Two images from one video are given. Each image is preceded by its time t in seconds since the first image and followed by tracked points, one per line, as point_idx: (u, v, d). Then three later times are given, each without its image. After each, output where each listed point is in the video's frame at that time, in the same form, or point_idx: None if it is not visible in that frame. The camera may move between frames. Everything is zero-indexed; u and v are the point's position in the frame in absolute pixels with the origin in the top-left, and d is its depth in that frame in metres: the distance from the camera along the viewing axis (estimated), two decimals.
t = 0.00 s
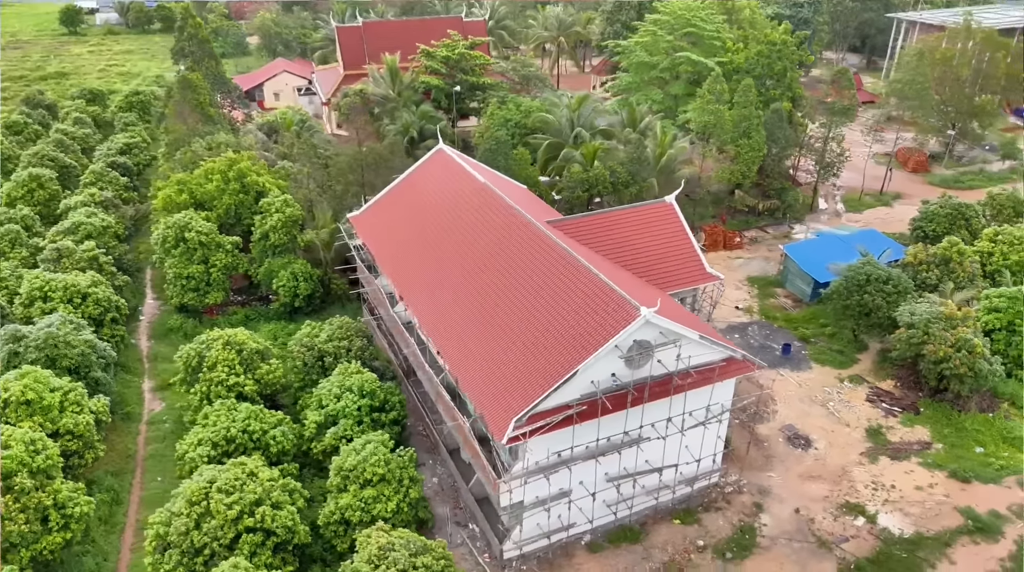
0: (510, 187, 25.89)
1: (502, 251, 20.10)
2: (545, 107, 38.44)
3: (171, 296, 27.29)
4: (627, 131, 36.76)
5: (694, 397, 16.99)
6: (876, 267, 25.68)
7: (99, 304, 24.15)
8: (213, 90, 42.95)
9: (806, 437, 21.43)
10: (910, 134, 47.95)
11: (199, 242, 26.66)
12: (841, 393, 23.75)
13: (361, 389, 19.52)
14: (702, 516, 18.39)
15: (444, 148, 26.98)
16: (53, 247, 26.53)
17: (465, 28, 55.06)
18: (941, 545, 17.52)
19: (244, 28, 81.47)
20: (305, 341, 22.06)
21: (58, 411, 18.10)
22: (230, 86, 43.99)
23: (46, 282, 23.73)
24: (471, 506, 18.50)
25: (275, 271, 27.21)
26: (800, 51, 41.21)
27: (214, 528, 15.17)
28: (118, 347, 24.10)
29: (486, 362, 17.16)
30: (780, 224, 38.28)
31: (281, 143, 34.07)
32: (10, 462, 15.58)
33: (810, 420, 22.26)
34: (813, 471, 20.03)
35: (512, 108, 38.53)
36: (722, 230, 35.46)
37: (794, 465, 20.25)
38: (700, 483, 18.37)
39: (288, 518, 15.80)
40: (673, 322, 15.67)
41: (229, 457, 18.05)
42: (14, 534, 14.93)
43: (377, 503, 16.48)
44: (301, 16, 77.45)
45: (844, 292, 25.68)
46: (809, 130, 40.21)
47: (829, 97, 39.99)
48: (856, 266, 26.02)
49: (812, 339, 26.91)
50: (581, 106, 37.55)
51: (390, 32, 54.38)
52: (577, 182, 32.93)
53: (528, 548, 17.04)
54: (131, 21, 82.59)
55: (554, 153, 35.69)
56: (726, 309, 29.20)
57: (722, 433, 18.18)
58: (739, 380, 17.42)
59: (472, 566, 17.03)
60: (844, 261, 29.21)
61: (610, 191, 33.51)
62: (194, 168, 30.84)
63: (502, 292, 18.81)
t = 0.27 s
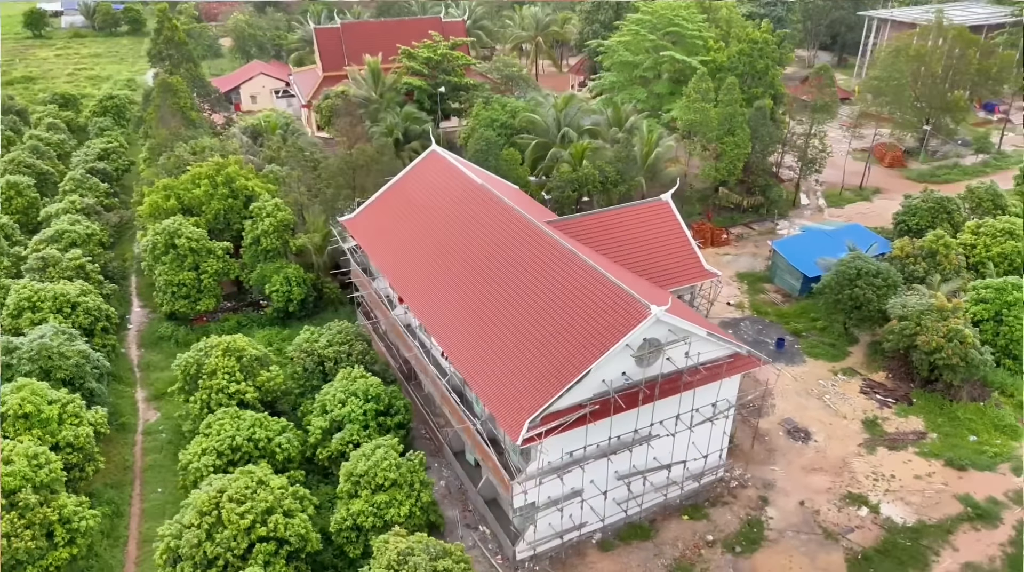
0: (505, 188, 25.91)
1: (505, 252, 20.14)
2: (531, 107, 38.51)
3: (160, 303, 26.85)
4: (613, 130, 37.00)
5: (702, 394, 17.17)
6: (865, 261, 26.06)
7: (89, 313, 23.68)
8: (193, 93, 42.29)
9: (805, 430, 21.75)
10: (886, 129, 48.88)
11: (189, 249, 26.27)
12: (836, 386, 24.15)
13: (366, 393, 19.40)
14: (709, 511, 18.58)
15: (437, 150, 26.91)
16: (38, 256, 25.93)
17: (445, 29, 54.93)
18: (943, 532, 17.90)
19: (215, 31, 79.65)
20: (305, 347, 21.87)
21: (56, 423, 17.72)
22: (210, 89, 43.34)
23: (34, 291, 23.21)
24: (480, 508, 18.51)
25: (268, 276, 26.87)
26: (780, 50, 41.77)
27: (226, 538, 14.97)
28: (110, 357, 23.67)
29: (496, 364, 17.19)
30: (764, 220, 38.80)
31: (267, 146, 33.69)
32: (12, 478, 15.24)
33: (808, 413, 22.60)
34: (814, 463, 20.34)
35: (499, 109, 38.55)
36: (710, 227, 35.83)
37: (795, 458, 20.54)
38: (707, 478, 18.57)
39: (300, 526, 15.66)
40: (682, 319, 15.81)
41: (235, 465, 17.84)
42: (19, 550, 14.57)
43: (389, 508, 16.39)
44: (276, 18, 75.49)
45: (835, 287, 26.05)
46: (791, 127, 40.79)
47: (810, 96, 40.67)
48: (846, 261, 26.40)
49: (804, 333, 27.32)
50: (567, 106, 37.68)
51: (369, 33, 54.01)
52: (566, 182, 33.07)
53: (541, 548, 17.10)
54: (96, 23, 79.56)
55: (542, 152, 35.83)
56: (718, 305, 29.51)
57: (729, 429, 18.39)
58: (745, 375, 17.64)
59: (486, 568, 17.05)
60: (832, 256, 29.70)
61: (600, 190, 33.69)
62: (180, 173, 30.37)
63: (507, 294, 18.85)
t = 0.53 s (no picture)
0: (501, 188, 25.89)
1: (506, 252, 20.16)
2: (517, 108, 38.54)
3: (150, 311, 26.44)
4: (600, 130, 37.18)
5: (709, 391, 17.33)
6: (856, 256, 26.42)
7: (80, 322, 23.23)
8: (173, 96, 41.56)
9: (804, 424, 22.05)
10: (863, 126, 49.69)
11: (180, 254, 25.89)
12: (830, 379, 24.53)
13: (370, 397, 19.29)
14: (716, 506, 18.77)
15: (430, 151, 26.79)
16: (24, 265, 25.36)
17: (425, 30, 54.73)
18: (944, 521, 18.28)
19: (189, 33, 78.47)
20: (305, 351, 21.69)
21: (56, 436, 17.36)
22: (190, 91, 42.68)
23: (23, 301, 22.70)
24: (489, 509, 18.52)
25: (260, 281, 26.54)
26: (762, 48, 42.28)
27: (238, 548, 14.80)
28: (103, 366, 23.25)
29: (503, 366, 17.23)
30: (749, 217, 39.28)
31: (253, 150, 33.29)
32: (17, 494, 14.91)
33: (806, 407, 22.91)
34: (815, 456, 20.64)
35: (485, 109, 38.49)
36: (697, 225, 36.17)
37: (795, 451, 20.84)
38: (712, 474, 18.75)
39: (312, 532, 15.54)
40: (690, 317, 15.93)
41: (241, 474, 17.66)
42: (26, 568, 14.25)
43: (401, 512, 16.30)
44: (250, 20, 73.54)
45: (828, 281, 26.41)
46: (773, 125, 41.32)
47: (792, 95, 41.24)
48: (837, 255, 26.78)
49: (795, 328, 27.71)
50: (553, 107, 37.73)
51: (349, 34, 53.54)
52: (556, 182, 33.19)
53: (553, 547, 17.16)
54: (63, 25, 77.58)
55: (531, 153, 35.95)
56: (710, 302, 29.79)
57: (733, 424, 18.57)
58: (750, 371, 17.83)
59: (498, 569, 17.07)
60: (819, 252, 30.24)
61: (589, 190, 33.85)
62: (167, 178, 29.89)
63: (511, 294, 18.88)
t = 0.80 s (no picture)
0: (495, 189, 25.85)
1: (508, 252, 20.16)
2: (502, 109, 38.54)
3: (140, 320, 25.97)
4: (586, 130, 37.34)
5: (716, 388, 17.54)
6: (844, 250, 26.85)
7: (71, 333, 22.74)
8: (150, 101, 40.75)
9: (802, 417, 22.41)
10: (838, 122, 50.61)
11: (171, 261, 25.47)
12: (823, 372, 24.97)
13: (376, 402, 19.17)
14: (723, 500, 19.00)
15: (423, 153, 26.64)
16: (8, 275, 24.72)
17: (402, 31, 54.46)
18: (944, 507, 18.73)
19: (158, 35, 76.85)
20: (305, 357, 21.49)
21: (56, 450, 16.97)
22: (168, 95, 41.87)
23: (11, 313, 22.16)
24: (499, 510, 18.54)
25: (252, 287, 26.18)
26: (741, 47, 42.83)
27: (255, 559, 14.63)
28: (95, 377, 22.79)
29: (512, 366, 17.26)
30: (733, 213, 39.78)
31: (237, 155, 32.83)
32: (24, 511, 14.57)
33: (802, 400, 23.28)
34: (815, 448, 20.99)
35: (469, 110, 38.42)
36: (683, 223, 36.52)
37: (795, 443, 21.18)
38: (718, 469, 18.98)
39: (327, 540, 15.41)
40: (698, 314, 16.08)
41: (249, 484, 17.46)
42: None
43: (415, 517, 16.23)
44: (220, 22, 71.20)
45: (819, 276, 26.83)
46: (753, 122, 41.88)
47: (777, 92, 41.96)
48: (826, 250, 27.21)
49: (786, 323, 28.14)
50: (539, 107, 37.78)
51: (325, 35, 53.00)
52: (545, 182, 33.28)
53: (567, 547, 17.24)
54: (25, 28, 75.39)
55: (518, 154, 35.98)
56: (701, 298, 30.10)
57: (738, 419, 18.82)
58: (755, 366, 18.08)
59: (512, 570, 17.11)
60: (805, 246, 30.72)
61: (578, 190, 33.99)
62: (152, 185, 29.37)
63: (516, 294, 18.89)
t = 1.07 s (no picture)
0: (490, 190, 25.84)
1: (511, 254, 20.18)
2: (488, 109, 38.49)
3: (131, 328, 25.54)
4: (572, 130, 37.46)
5: (722, 384, 17.76)
6: (834, 245, 27.31)
7: (62, 343, 22.25)
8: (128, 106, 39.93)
9: (800, 410, 22.75)
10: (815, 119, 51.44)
11: (162, 268, 25.07)
12: (816, 365, 25.38)
13: (382, 406, 19.05)
14: (729, 495, 19.23)
15: (416, 155, 26.52)
16: None
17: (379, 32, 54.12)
18: (943, 496, 19.18)
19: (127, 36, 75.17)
20: (306, 363, 21.29)
21: (59, 464, 16.61)
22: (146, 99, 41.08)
23: None
24: (508, 511, 18.58)
25: (246, 293, 25.85)
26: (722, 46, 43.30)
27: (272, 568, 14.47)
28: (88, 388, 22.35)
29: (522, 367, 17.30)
30: (717, 210, 40.23)
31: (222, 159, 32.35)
32: (33, 528, 14.24)
33: (799, 394, 23.63)
34: (815, 441, 21.33)
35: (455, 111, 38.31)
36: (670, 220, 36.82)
37: (795, 437, 21.51)
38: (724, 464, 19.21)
39: (343, 547, 15.30)
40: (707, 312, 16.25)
41: (258, 493, 17.27)
42: None
43: (429, 521, 16.19)
44: (192, 23, 69.48)
45: (809, 270, 27.26)
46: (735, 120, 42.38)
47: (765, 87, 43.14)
48: (816, 245, 27.65)
49: (778, 318, 28.52)
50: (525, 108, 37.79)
51: (302, 36, 52.40)
52: (535, 182, 33.34)
53: (579, 545, 17.35)
54: None
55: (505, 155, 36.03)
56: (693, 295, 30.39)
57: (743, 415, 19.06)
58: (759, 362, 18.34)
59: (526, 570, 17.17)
60: (791, 243, 31.18)
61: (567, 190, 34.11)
62: (138, 191, 28.85)
63: (521, 295, 18.93)
